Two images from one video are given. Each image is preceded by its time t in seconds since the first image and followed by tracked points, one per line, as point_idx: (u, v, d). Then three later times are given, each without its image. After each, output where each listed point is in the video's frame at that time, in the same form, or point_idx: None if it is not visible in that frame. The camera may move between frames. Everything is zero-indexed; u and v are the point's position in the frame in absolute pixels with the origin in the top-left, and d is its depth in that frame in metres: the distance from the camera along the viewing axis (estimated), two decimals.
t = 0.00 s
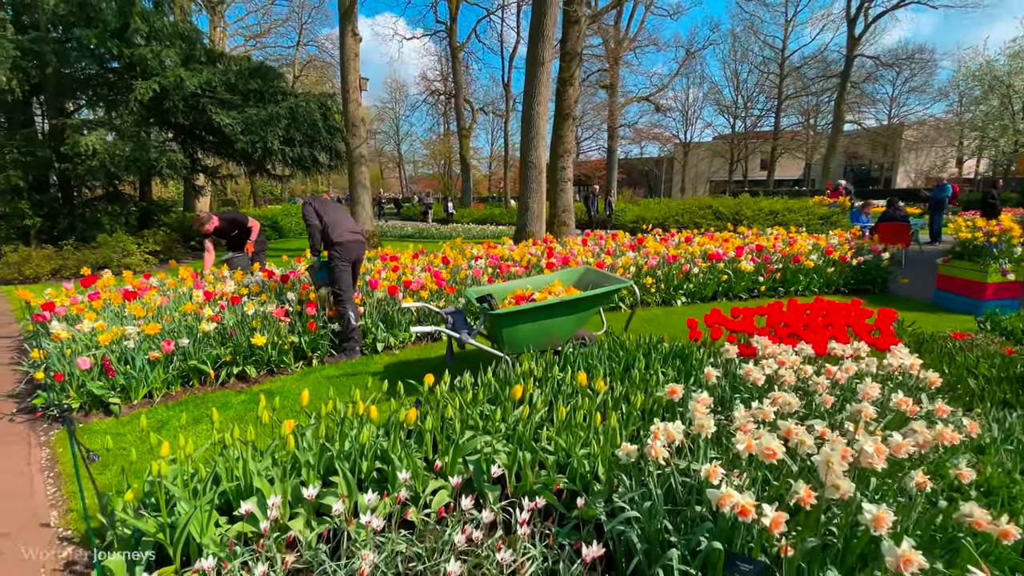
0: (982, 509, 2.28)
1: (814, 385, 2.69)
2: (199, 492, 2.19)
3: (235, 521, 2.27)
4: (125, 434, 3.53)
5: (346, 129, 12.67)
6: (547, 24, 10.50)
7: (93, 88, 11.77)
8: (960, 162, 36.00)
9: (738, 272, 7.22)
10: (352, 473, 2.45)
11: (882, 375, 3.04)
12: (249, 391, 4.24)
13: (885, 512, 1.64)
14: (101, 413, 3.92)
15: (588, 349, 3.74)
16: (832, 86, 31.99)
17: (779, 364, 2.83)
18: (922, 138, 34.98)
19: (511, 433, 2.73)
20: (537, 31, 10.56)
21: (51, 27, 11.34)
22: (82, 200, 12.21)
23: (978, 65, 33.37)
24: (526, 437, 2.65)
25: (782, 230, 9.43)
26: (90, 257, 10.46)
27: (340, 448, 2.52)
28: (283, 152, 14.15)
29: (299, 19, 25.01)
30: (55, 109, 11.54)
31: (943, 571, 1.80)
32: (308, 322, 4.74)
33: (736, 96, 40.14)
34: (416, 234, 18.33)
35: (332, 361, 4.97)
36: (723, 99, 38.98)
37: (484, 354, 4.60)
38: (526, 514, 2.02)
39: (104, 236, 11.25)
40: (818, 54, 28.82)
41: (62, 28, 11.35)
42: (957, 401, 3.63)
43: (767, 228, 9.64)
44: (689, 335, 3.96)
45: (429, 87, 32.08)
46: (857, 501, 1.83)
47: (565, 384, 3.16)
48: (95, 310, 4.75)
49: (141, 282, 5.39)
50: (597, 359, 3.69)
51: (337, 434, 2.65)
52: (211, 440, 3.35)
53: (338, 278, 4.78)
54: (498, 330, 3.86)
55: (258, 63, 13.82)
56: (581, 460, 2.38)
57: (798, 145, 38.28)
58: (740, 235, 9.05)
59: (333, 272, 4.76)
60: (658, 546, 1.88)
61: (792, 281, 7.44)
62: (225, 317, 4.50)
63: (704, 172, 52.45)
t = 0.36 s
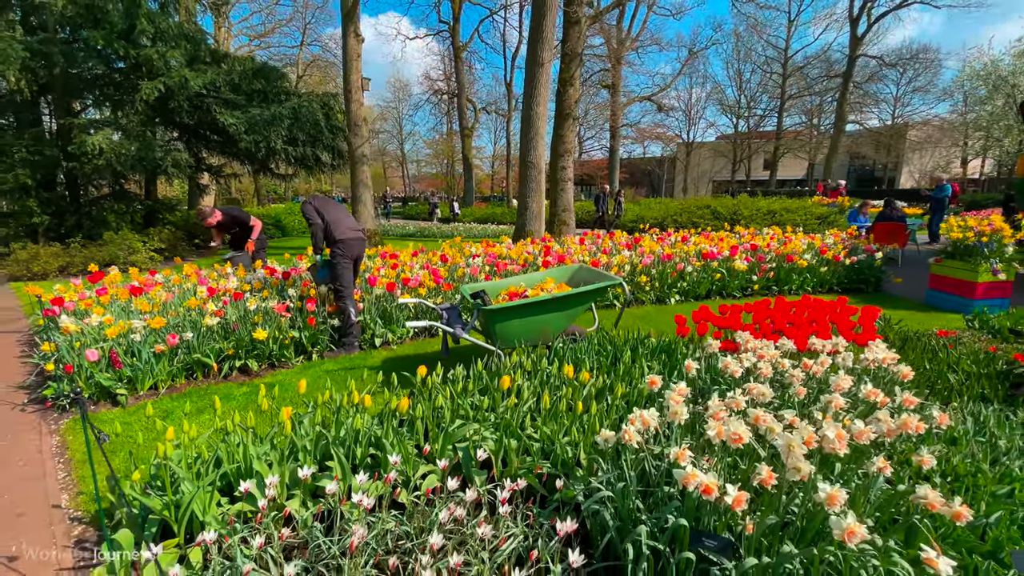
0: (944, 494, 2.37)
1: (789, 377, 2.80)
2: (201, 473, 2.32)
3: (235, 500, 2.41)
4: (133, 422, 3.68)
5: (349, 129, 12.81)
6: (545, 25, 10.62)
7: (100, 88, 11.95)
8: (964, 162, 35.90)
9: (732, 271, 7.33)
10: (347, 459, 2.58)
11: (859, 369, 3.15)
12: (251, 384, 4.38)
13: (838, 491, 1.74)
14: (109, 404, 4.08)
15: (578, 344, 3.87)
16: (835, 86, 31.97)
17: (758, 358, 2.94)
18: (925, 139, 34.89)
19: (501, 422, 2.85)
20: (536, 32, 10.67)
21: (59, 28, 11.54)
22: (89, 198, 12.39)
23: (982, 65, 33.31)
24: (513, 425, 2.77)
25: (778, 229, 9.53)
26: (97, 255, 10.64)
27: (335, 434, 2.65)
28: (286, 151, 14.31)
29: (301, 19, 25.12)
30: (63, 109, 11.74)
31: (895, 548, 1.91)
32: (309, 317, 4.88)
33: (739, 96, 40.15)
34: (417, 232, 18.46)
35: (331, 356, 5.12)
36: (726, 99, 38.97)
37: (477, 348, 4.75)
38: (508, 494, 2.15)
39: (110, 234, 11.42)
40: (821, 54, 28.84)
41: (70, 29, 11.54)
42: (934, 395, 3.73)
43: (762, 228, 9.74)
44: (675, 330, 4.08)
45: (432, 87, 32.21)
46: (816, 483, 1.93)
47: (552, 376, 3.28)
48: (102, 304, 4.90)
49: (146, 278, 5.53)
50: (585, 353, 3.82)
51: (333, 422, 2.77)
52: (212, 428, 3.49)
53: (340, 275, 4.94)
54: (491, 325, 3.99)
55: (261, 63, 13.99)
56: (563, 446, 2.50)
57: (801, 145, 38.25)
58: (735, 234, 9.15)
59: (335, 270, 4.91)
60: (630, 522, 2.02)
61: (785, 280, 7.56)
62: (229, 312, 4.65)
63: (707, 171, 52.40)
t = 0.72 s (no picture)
0: (922, 486, 2.40)
1: (774, 371, 2.83)
2: (197, 460, 2.40)
3: (230, 487, 2.48)
4: (134, 413, 3.77)
5: (351, 127, 12.87)
6: (546, 24, 10.68)
7: (104, 86, 12.07)
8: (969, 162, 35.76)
9: (728, 270, 7.38)
10: (339, 448, 2.64)
11: (846, 365, 3.19)
12: (249, 377, 4.46)
13: (809, 479, 1.77)
14: (110, 396, 4.16)
15: (570, 340, 3.92)
16: (839, 86, 31.91)
17: (744, 353, 2.98)
18: (929, 139, 34.78)
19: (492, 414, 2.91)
20: (536, 32, 10.73)
21: (64, 27, 11.66)
22: (93, 196, 12.51)
23: (987, 65, 33.17)
24: (503, 417, 2.83)
25: (776, 228, 9.56)
26: (101, 251, 10.74)
27: (328, 424, 2.72)
28: (288, 149, 14.40)
29: (305, 18, 25.23)
30: (68, 107, 11.87)
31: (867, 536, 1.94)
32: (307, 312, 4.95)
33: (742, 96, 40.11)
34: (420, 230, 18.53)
35: (329, 351, 5.19)
36: (730, 99, 38.93)
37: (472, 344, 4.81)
38: (492, 481, 2.21)
39: (114, 231, 11.53)
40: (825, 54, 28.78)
41: (75, 28, 11.66)
42: (922, 391, 3.76)
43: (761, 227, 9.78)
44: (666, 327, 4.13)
45: (435, 86, 32.29)
46: (791, 472, 1.96)
47: (543, 370, 3.34)
48: (105, 299, 4.99)
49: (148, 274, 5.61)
50: (576, 348, 3.87)
51: (326, 413, 2.84)
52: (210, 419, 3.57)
53: (340, 272, 4.99)
54: (484, 320, 4.05)
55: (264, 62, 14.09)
56: (550, 436, 2.56)
57: (804, 145, 38.18)
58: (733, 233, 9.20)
59: (336, 267, 4.96)
60: (610, 509, 2.09)
61: (781, 278, 7.60)
62: (228, 307, 4.72)
63: (710, 171, 52.30)
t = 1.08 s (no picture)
0: (899, 482, 2.43)
1: (759, 368, 2.85)
2: (187, 452, 2.45)
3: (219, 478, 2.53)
4: (130, 406, 3.83)
5: (351, 126, 12.92)
6: (545, 23, 10.71)
7: (107, 84, 12.15)
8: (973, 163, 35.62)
9: (724, 269, 7.40)
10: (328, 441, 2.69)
11: (832, 363, 3.21)
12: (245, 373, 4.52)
13: (780, 473, 1.78)
14: (107, 391, 4.22)
15: (560, 337, 3.96)
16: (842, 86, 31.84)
17: (731, 350, 2.99)
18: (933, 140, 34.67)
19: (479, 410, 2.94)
20: (535, 31, 10.76)
21: (67, 26, 11.75)
22: (95, 194, 12.59)
23: (992, 66, 33.06)
24: (490, 413, 2.87)
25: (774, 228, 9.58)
26: (102, 249, 10.81)
27: (318, 418, 2.77)
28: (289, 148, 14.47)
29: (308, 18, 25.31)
30: (71, 105, 11.95)
31: (838, 529, 1.98)
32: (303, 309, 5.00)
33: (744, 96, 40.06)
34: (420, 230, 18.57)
35: (325, 348, 5.24)
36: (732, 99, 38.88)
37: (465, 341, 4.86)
38: (474, 474, 2.25)
39: (115, 229, 11.60)
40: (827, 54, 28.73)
41: (78, 27, 11.75)
42: (908, 390, 3.79)
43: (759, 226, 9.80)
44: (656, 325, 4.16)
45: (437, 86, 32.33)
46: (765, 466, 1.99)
47: (532, 367, 3.37)
48: (103, 296, 5.05)
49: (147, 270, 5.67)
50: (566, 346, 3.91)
51: (316, 407, 2.88)
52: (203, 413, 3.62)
53: (335, 270, 5.06)
54: (476, 317, 4.08)
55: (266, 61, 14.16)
56: (534, 431, 2.59)
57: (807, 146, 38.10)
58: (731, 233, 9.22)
59: (331, 265, 5.03)
60: (589, 501, 2.13)
61: (777, 278, 7.63)
62: (224, 304, 4.78)
63: (713, 171, 52.20)
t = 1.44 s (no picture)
0: (871, 478, 2.47)
1: (739, 366, 2.87)
2: (175, 445, 2.51)
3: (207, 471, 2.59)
4: (124, 402, 3.90)
5: (351, 126, 12.98)
6: (544, 23, 10.74)
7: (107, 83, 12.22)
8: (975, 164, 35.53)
9: (718, 270, 7.44)
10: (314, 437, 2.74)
11: (814, 362, 3.25)
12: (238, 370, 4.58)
13: (747, 469, 1.82)
14: (103, 387, 4.29)
15: (547, 336, 4.00)
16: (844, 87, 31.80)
17: (713, 349, 3.02)
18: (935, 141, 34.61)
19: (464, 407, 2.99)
20: (534, 30, 10.79)
21: (68, 26, 11.82)
22: (96, 192, 12.68)
23: (994, 68, 32.98)
24: (474, 410, 2.92)
25: (770, 229, 9.62)
26: (102, 247, 10.90)
27: (305, 413, 2.82)
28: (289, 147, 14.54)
29: (310, 17, 25.38)
30: (72, 104, 12.02)
31: (805, 523, 2.03)
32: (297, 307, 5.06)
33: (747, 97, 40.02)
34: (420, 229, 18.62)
35: (319, 346, 5.30)
36: (734, 99, 38.86)
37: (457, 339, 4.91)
38: (453, 468, 2.31)
39: (116, 227, 11.69)
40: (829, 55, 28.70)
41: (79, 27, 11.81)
42: (892, 390, 3.82)
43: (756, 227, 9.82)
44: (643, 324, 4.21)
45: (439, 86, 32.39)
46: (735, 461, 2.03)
47: (518, 365, 3.41)
48: (100, 294, 5.11)
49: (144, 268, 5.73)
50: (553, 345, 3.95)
51: (303, 403, 2.93)
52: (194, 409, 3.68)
53: (326, 269, 5.09)
54: (466, 315, 4.13)
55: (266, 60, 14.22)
56: (515, 428, 2.64)
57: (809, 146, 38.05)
58: (727, 233, 9.25)
59: (322, 264, 5.07)
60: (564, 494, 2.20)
61: (771, 279, 7.67)
62: (219, 302, 4.84)
63: (715, 172, 52.13)
